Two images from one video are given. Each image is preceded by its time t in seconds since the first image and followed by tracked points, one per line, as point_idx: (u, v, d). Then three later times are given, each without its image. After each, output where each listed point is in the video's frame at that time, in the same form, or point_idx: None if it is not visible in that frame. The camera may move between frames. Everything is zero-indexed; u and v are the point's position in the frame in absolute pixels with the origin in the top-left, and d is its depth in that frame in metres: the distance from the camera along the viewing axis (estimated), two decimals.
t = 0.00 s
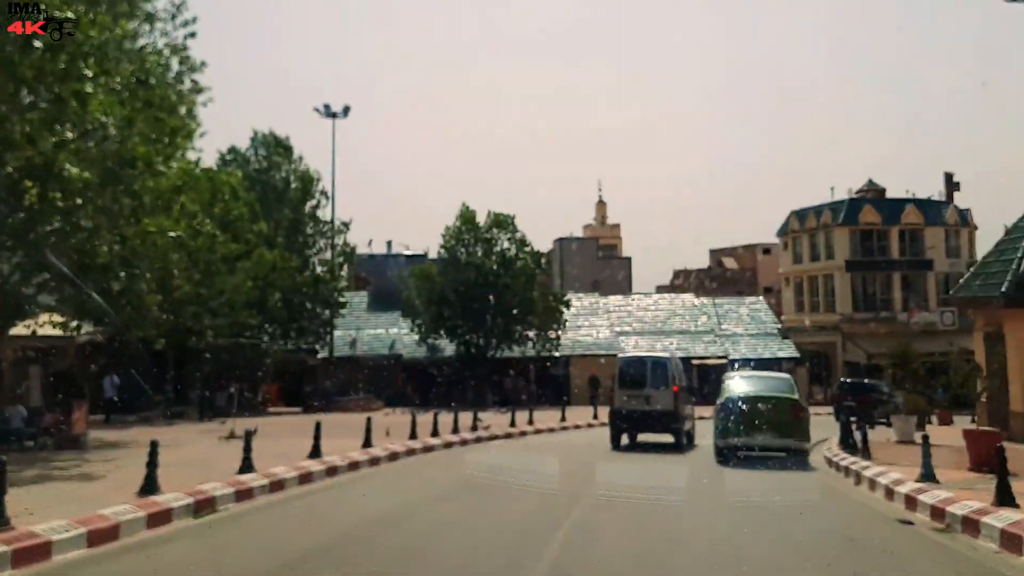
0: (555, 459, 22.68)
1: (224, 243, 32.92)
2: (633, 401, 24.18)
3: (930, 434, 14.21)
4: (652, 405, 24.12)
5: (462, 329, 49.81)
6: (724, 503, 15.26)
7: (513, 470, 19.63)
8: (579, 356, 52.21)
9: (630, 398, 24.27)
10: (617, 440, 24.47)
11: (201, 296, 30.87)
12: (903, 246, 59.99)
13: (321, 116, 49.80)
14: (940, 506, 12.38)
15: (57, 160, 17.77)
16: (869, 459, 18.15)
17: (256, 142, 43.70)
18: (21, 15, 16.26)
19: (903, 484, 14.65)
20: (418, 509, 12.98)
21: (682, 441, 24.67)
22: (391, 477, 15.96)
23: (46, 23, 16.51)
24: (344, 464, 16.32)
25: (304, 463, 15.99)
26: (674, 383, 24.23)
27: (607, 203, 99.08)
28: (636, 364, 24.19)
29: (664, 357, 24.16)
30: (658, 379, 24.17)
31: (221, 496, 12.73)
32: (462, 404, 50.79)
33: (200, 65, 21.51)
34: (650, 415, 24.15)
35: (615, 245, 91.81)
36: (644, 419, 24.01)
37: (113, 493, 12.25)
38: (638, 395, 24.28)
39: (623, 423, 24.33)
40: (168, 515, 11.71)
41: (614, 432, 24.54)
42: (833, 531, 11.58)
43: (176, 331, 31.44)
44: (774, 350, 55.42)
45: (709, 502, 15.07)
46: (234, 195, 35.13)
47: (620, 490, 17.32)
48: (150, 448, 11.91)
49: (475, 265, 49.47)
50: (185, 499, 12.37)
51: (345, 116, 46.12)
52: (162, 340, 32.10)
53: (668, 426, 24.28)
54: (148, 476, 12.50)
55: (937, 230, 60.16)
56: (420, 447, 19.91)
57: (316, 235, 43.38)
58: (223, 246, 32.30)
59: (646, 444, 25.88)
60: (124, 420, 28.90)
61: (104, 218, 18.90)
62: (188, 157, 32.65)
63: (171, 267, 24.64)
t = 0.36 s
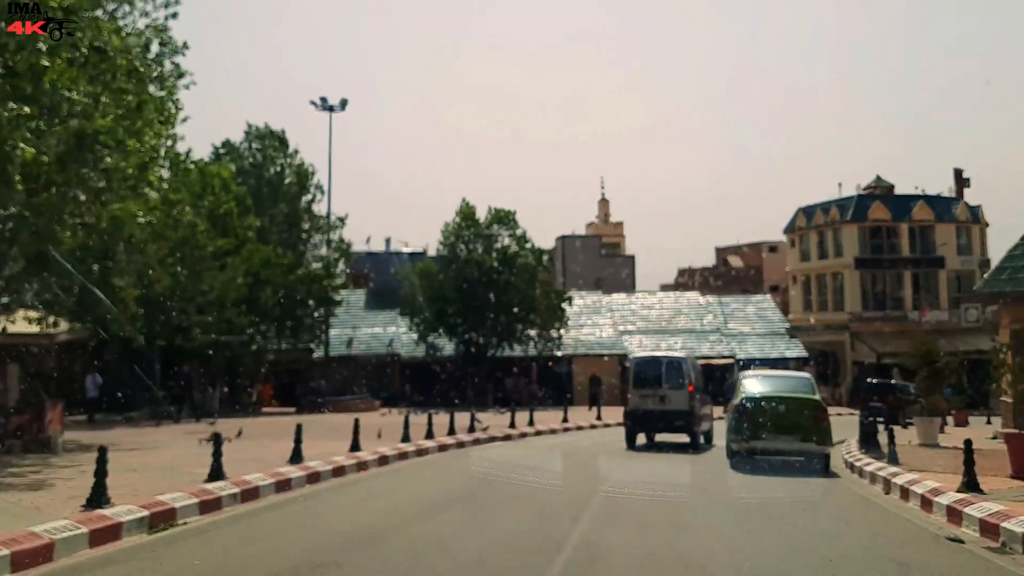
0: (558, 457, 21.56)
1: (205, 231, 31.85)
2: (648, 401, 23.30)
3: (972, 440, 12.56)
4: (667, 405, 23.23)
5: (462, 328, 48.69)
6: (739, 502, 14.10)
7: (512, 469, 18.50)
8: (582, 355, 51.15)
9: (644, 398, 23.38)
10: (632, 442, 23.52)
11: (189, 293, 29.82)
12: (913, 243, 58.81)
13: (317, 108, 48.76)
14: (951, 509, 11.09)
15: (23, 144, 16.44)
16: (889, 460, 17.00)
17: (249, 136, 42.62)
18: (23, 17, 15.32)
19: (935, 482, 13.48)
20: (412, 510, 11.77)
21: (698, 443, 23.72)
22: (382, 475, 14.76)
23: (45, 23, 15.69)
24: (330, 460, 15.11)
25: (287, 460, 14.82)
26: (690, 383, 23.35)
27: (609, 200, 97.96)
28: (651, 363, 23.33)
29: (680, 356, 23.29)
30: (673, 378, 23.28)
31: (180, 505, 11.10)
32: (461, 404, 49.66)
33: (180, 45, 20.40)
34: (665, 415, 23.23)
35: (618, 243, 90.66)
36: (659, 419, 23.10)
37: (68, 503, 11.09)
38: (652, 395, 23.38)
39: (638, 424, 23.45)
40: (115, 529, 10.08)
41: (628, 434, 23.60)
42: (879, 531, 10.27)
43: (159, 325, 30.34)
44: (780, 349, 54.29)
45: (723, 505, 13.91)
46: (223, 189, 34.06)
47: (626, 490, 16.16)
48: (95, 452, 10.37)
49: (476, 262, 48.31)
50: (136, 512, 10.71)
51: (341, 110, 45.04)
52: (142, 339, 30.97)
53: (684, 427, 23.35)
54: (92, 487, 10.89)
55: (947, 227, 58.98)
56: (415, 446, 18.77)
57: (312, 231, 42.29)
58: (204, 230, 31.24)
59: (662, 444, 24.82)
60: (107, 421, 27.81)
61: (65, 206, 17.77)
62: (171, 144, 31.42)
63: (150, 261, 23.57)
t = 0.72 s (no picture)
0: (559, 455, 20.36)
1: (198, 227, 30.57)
2: (664, 401, 22.31)
3: None
4: (684, 405, 22.25)
5: (461, 326, 47.49)
6: (757, 512, 12.92)
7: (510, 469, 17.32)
8: (584, 354, 49.97)
9: (660, 397, 22.40)
10: (648, 444, 22.45)
11: (175, 289, 28.63)
12: (922, 239, 57.55)
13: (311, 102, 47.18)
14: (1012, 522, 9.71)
15: None
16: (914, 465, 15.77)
17: (242, 128, 41.40)
18: None
19: (972, 487, 12.26)
20: (399, 522, 10.56)
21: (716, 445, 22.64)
22: (368, 481, 13.54)
23: (45, 23, 16.89)
24: (311, 463, 13.89)
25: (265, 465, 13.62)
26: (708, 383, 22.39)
27: (612, 198, 97.05)
28: (668, 362, 22.41)
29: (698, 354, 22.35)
30: (690, 377, 22.32)
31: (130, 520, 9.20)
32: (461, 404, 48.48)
33: (157, 23, 19.22)
34: (682, 415, 22.23)
35: (620, 241, 89.57)
36: (675, 419, 22.11)
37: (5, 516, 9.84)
38: (669, 395, 22.40)
39: (654, 424, 22.44)
40: (45, 553, 8.19)
41: (643, 435, 22.57)
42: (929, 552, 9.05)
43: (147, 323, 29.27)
44: (786, 348, 53.07)
45: (741, 514, 12.75)
46: (213, 181, 32.92)
47: (632, 494, 14.95)
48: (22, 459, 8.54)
49: (474, 257, 47.08)
50: (78, 528, 8.79)
51: (336, 102, 43.88)
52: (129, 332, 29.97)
53: (701, 428, 22.33)
54: (23, 500, 9.10)
55: (957, 223, 57.74)
56: (408, 447, 17.59)
57: (307, 226, 41.09)
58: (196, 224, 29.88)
59: (679, 446, 23.71)
60: (87, 421, 26.63)
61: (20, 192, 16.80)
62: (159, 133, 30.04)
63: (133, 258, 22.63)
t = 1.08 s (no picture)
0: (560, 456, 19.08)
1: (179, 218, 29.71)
2: (681, 400, 22.16)
3: None
4: (700, 404, 22.07)
5: (459, 325, 46.29)
6: (778, 522, 11.64)
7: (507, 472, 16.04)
8: (585, 353, 48.77)
9: (677, 398, 22.25)
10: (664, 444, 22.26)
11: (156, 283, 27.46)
12: (931, 236, 56.34)
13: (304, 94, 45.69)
14: None
15: None
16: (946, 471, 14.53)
17: (233, 120, 40.13)
18: None
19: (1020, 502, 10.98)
20: (370, 548, 9.19)
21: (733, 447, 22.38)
22: (346, 492, 12.26)
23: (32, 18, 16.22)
24: (284, 471, 12.60)
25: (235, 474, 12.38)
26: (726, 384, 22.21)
27: (613, 196, 95.94)
28: (685, 362, 22.27)
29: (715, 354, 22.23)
30: (708, 378, 22.15)
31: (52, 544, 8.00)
32: (459, 405, 47.26)
33: None
34: (699, 415, 22.05)
35: (622, 240, 88.41)
36: (691, 419, 21.91)
37: None
38: (686, 395, 22.27)
39: (671, 424, 22.28)
40: None
41: (660, 436, 22.35)
42: None
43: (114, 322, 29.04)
44: (792, 348, 51.86)
45: (759, 530, 11.48)
46: (197, 174, 31.83)
47: (640, 501, 13.74)
48: None
49: (472, 254, 45.86)
50: None
51: (330, 94, 42.67)
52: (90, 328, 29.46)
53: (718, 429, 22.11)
54: None
55: (967, 220, 56.53)
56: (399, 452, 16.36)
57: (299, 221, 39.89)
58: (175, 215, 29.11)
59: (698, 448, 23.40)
60: (67, 424, 25.37)
61: None
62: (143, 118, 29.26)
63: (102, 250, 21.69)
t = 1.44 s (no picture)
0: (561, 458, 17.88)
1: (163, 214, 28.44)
2: (701, 400, 21.62)
3: None
4: (721, 404, 21.53)
5: (457, 323, 45.09)
6: (802, 534, 10.41)
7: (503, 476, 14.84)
8: (586, 352, 47.61)
9: (697, 397, 21.71)
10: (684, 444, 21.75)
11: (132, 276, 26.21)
12: (939, 232, 55.12)
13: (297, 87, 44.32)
14: None
15: None
16: (982, 476, 13.32)
17: (223, 111, 38.86)
18: None
19: None
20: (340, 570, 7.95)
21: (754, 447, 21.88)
22: (322, 503, 11.06)
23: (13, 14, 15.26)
24: (253, 479, 11.41)
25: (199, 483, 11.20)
26: (747, 383, 21.68)
27: (613, 193, 94.89)
28: (704, 361, 21.72)
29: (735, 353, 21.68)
30: (728, 377, 21.62)
31: None
32: (457, 405, 46.06)
33: None
34: (719, 415, 21.52)
35: (622, 237, 87.25)
36: (712, 419, 21.37)
37: None
38: (706, 394, 21.76)
39: (690, 425, 21.74)
40: None
41: (680, 436, 21.84)
42: None
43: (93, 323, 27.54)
44: (797, 346, 50.65)
45: (779, 543, 10.29)
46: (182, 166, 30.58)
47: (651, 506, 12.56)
48: None
49: (470, 250, 44.62)
50: None
51: (324, 86, 41.46)
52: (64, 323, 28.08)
53: (739, 429, 21.57)
54: None
55: (976, 215, 55.31)
56: (386, 456, 15.17)
57: (292, 216, 38.68)
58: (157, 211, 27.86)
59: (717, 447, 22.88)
60: (39, 426, 24.15)
61: None
62: (125, 107, 28.00)
63: (74, 242, 20.86)
